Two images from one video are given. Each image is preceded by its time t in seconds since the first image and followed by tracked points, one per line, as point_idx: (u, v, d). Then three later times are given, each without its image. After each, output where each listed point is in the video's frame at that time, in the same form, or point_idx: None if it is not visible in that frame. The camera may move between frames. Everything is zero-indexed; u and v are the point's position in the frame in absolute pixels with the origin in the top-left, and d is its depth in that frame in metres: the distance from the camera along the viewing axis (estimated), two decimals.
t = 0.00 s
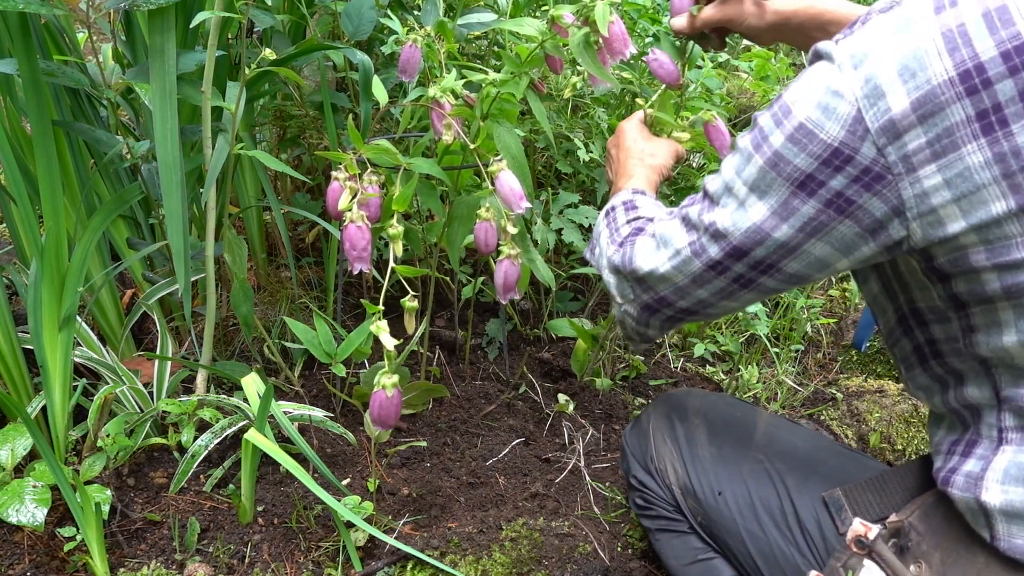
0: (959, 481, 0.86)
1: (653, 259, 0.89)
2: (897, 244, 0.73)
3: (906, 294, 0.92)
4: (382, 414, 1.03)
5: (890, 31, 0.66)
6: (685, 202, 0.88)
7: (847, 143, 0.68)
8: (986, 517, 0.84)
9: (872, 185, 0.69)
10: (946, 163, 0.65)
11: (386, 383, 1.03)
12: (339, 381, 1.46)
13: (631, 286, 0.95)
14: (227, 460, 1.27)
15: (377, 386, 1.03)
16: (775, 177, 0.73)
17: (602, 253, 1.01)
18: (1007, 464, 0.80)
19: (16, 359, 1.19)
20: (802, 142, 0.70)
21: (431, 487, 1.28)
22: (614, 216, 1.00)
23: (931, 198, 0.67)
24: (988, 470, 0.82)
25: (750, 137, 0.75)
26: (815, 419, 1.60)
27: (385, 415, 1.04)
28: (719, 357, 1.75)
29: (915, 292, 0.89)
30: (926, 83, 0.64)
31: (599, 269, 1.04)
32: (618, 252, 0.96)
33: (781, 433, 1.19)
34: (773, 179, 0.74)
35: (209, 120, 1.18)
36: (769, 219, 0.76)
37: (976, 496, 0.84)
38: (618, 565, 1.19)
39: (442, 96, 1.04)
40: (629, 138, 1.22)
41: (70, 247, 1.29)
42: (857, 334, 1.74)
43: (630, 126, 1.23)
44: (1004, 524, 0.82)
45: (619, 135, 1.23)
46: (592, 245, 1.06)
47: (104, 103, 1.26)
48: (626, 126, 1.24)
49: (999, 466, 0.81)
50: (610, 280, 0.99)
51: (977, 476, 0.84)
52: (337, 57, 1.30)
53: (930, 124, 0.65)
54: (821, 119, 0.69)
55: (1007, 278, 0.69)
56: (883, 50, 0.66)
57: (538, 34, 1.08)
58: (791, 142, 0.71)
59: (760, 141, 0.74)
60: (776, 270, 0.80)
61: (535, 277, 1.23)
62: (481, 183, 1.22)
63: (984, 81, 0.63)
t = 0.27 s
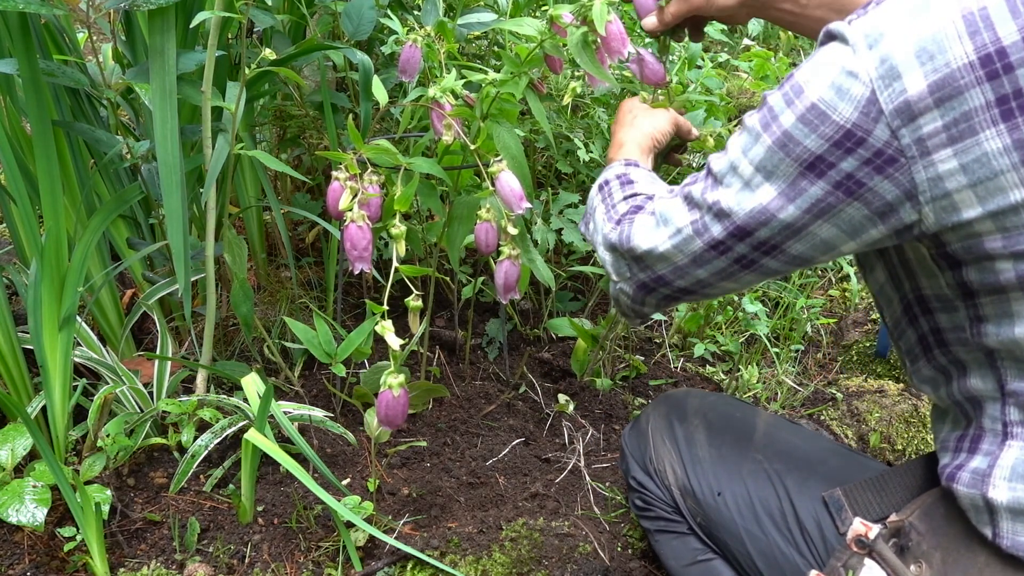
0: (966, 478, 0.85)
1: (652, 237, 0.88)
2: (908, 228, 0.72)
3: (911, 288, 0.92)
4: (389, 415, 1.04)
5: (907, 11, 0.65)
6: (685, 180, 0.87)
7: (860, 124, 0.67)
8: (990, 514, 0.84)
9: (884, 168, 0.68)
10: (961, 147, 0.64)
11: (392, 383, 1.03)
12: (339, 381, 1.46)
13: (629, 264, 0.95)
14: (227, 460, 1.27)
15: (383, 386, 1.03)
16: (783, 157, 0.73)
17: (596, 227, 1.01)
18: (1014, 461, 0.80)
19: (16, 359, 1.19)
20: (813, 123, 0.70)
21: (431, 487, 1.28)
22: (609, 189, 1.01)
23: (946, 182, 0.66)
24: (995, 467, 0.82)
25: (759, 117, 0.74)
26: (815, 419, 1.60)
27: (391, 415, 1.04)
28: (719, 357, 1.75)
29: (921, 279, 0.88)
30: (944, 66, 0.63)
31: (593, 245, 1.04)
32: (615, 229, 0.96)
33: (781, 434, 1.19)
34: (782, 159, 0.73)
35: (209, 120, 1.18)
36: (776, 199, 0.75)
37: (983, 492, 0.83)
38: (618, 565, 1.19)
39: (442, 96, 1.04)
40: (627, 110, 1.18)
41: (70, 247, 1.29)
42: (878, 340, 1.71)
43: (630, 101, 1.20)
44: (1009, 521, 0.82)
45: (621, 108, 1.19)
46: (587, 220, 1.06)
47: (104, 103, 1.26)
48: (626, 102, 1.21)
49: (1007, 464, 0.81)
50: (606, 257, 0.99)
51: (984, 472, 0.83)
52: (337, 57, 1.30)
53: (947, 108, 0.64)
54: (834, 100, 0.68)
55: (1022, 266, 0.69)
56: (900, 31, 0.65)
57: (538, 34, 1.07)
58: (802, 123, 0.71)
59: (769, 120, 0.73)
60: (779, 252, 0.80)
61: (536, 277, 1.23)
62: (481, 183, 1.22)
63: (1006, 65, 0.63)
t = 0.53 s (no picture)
0: (966, 483, 0.85)
1: (650, 235, 0.88)
2: (908, 231, 0.72)
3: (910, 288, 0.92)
4: (377, 415, 1.04)
5: (913, 11, 0.64)
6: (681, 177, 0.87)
7: (861, 126, 0.67)
8: (992, 521, 0.83)
9: (885, 171, 0.68)
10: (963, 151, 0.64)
11: (381, 384, 1.03)
12: (339, 381, 1.46)
13: (627, 261, 0.95)
14: (227, 460, 1.27)
15: (372, 386, 1.03)
16: (784, 158, 0.73)
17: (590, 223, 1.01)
18: (1014, 467, 0.79)
19: (16, 359, 1.19)
20: (815, 123, 0.70)
21: (431, 487, 1.28)
22: (598, 182, 1.01)
23: (947, 186, 0.65)
24: (996, 472, 0.81)
25: (760, 115, 0.74)
26: (815, 419, 1.60)
27: (379, 416, 1.04)
28: (719, 357, 1.75)
29: (921, 281, 0.89)
30: (949, 68, 0.63)
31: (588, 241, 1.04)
32: (611, 225, 0.95)
33: (780, 436, 1.19)
34: (783, 160, 0.73)
35: (209, 120, 1.18)
36: (777, 200, 0.75)
37: (983, 499, 0.82)
38: (618, 565, 1.19)
39: (443, 96, 1.04)
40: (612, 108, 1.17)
41: (70, 247, 1.29)
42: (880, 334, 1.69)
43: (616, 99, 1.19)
44: (1010, 528, 0.81)
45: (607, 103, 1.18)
46: (579, 217, 1.06)
47: (104, 103, 1.26)
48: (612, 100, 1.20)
49: (1007, 469, 0.80)
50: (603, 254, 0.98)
51: (984, 479, 0.82)
52: (337, 57, 1.30)
53: (951, 111, 0.63)
54: (836, 100, 0.68)
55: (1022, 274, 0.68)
56: (904, 32, 0.64)
57: (538, 34, 1.08)
58: (803, 123, 0.70)
59: (770, 119, 0.73)
60: (778, 254, 0.80)
61: (536, 277, 1.23)
62: (481, 183, 1.22)
63: (1011, 68, 0.62)
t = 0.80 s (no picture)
0: (948, 490, 0.84)
1: (631, 231, 0.89)
2: (876, 234, 0.72)
3: (886, 291, 0.92)
4: (378, 415, 1.04)
5: (878, 17, 0.64)
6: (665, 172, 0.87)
7: (828, 130, 0.67)
8: (976, 527, 0.82)
9: (852, 175, 0.68)
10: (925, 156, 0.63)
11: (383, 384, 1.03)
12: (339, 381, 1.46)
13: (608, 257, 0.95)
14: (227, 460, 1.27)
15: (375, 386, 1.03)
16: (758, 159, 0.73)
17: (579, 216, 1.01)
18: (993, 472, 0.78)
19: (16, 359, 1.19)
20: (786, 125, 0.69)
21: (431, 487, 1.28)
22: (587, 175, 1.01)
23: (909, 192, 0.65)
24: (976, 478, 0.80)
25: (738, 115, 0.74)
26: (815, 419, 1.60)
27: (381, 416, 1.04)
28: (719, 357, 1.75)
29: (896, 284, 0.88)
30: (910, 75, 0.62)
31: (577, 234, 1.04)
32: (598, 220, 0.95)
33: (774, 439, 1.18)
34: (756, 162, 0.73)
35: (209, 120, 1.18)
36: (750, 200, 0.75)
37: (966, 505, 0.81)
38: (617, 565, 1.19)
39: (442, 96, 1.04)
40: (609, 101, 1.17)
41: (70, 247, 1.29)
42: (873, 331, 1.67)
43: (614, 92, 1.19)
44: (993, 535, 0.80)
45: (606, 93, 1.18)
46: (569, 209, 1.06)
47: (104, 103, 1.26)
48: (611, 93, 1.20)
49: (987, 474, 0.78)
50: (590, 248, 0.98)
51: (965, 485, 0.81)
52: (337, 57, 1.30)
53: (912, 117, 0.63)
54: (806, 104, 0.67)
55: (986, 279, 0.68)
56: (871, 38, 0.64)
57: (538, 34, 1.08)
58: (775, 126, 0.70)
59: (746, 119, 0.73)
60: (752, 253, 0.80)
61: (536, 277, 1.23)
62: (481, 183, 1.22)
63: (969, 75, 0.61)
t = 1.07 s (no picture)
0: (936, 487, 0.83)
1: (628, 220, 0.89)
2: (868, 222, 0.72)
3: (878, 286, 0.92)
4: (388, 415, 1.04)
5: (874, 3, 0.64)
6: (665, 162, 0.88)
7: (823, 115, 0.67)
8: (965, 523, 0.82)
9: (845, 161, 0.68)
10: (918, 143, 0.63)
11: (392, 384, 1.03)
12: (339, 381, 1.46)
13: (602, 248, 0.95)
14: (227, 460, 1.27)
15: (383, 386, 1.03)
16: (754, 145, 0.73)
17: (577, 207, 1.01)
18: (981, 468, 0.77)
19: (16, 359, 1.19)
20: (782, 111, 0.70)
21: (431, 487, 1.28)
22: (589, 166, 1.01)
23: (900, 178, 0.65)
24: (964, 473, 0.79)
25: (738, 102, 0.74)
26: (815, 419, 1.59)
27: (390, 415, 1.04)
28: (719, 357, 1.75)
29: (888, 278, 0.88)
30: (904, 62, 0.62)
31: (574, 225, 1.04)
32: (595, 211, 0.95)
33: (767, 443, 1.18)
34: (752, 147, 0.73)
35: (209, 120, 1.18)
36: (745, 188, 0.75)
37: (955, 501, 0.81)
38: (617, 565, 1.19)
39: (442, 96, 1.04)
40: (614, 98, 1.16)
41: (70, 247, 1.29)
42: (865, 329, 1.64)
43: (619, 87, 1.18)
44: (981, 531, 0.80)
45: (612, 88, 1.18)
46: (567, 201, 1.06)
47: (104, 103, 1.26)
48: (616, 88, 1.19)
49: (974, 470, 0.78)
50: (585, 239, 0.98)
51: (954, 481, 0.81)
52: (337, 57, 1.30)
53: (905, 103, 0.63)
54: (802, 90, 0.68)
55: (975, 269, 0.68)
56: (867, 24, 0.64)
57: (538, 34, 1.08)
58: (771, 111, 0.70)
59: (745, 106, 0.73)
60: (745, 242, 0.80)
61: (536, 277, 1.23)
62: (481, 183, 1.22)
63: (961, 61, 0.61)
